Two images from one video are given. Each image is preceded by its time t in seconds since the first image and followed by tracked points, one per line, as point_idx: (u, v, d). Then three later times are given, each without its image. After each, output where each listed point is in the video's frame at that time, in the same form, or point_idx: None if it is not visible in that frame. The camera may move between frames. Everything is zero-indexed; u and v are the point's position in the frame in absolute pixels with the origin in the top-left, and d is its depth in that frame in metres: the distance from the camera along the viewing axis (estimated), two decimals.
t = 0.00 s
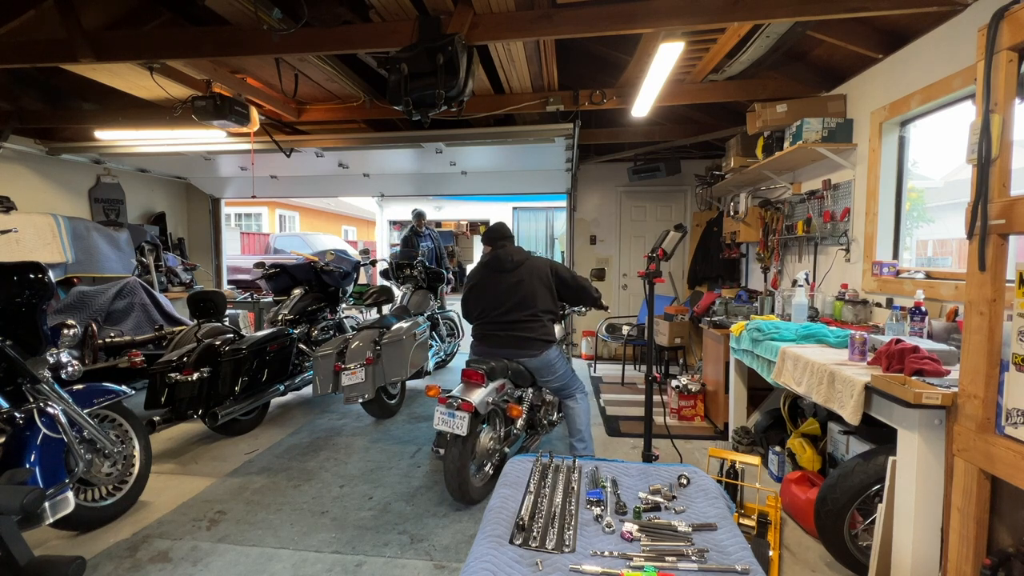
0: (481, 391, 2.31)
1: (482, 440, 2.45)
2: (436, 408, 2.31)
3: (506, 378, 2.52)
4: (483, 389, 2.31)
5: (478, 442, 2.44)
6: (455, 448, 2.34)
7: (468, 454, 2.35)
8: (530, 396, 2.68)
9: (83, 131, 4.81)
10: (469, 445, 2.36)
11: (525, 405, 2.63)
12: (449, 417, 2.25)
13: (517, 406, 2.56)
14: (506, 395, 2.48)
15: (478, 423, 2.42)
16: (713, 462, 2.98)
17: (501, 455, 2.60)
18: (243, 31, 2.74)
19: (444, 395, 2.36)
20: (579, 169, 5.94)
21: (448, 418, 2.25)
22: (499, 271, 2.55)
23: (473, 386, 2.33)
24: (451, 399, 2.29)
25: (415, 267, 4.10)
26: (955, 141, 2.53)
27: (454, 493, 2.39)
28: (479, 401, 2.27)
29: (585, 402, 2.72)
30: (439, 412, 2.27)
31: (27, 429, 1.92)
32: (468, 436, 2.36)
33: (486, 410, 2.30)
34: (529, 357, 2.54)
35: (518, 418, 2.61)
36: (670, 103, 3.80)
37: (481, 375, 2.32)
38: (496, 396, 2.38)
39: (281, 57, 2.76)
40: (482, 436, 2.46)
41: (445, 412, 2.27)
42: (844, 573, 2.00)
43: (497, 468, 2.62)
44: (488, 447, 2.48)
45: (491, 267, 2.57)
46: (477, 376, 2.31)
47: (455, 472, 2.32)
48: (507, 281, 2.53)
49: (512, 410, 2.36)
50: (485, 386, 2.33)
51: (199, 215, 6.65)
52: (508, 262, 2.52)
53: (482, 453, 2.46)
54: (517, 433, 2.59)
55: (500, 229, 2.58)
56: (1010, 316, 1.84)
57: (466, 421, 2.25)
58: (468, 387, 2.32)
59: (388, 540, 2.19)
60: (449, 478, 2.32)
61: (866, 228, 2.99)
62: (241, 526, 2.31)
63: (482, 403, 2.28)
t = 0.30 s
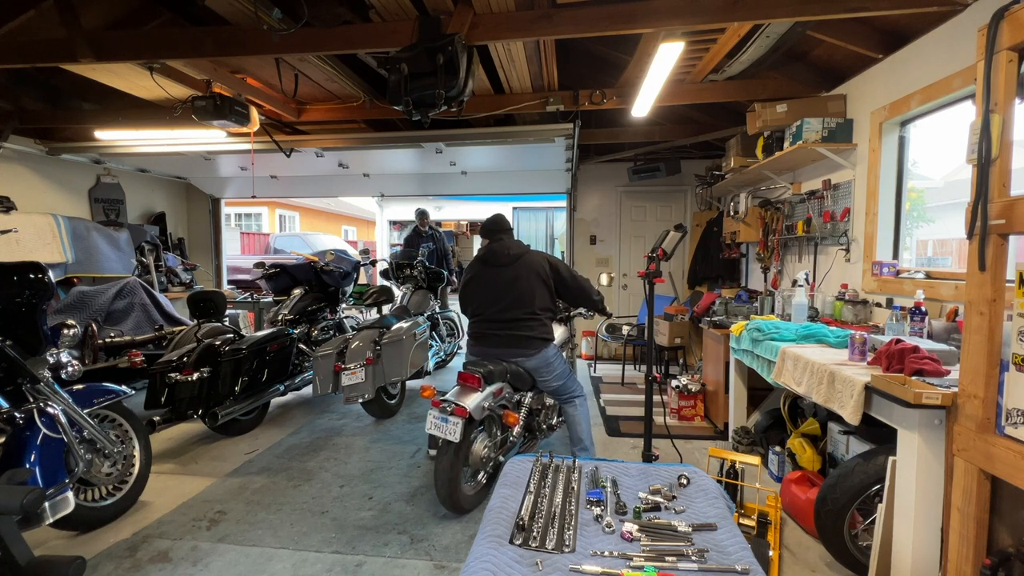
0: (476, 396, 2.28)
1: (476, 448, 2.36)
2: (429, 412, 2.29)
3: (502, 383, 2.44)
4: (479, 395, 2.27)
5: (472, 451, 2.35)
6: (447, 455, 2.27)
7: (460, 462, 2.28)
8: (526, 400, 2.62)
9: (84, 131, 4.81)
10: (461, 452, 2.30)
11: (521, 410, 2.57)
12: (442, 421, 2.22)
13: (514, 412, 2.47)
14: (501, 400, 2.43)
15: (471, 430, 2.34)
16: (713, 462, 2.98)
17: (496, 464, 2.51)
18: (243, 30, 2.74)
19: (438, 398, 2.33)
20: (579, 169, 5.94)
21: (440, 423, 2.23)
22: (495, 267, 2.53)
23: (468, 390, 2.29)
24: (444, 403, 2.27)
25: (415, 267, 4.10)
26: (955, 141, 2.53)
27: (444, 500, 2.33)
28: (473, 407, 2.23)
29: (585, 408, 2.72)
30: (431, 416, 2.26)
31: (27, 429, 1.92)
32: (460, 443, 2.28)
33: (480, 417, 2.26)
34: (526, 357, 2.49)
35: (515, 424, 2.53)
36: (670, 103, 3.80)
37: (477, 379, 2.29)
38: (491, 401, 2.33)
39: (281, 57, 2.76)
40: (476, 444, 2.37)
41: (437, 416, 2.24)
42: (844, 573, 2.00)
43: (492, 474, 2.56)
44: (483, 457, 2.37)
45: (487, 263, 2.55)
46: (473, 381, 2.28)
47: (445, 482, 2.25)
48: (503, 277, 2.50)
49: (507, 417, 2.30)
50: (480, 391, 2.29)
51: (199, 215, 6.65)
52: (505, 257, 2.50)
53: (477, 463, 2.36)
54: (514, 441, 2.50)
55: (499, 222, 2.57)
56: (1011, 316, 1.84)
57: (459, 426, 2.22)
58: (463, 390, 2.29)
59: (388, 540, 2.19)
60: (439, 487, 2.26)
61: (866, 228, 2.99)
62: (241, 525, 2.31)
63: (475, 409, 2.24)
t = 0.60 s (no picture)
0: (454, 400, 2.14)
1: (459, 455, 2.21)
2: (405, 419, 2.16)
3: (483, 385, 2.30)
4: (458, 398, 2.14)
5: (455, 460, 2.19)
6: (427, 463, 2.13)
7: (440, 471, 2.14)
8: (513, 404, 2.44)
9: (83, 131, 4.81)
10: (442, 460, 2.16)
11: (506, 414, 2.40)
12: (418, 428, 2.10)
13: (497, 416, 2.34)
14: (483, 404, 2.27)
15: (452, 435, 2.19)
16: (713, 462, 2.98)
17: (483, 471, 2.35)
18: (243, 30, 2.74)
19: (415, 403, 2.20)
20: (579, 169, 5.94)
21: (417, 429, 2.10)
22: (478, 266, 2.40)
23: (446, 394, 2.16)
24: (420, 409, 2.13)
25: (415, 267, 4.09)
26: (955, 141, 2.53)
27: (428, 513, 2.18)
28: (451, 412, 2.10)
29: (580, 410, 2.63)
30: (407, 423, 2.13)
31: (27, 429, 1.92)
32: (439, 450, 2.14)
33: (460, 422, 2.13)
34: (504, 362, 2.35)
35: (502, 428, 2.38)
36: (670, 103, 3.80)
37: (454, 382, 2.15)
38: (472, 405, 2.20)
39: (281, 57, 2.76)
40: (458, 452, 2.21)
41: (414, 423, 2.11)
42: (844, 573, 2.00)
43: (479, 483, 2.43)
44: (466, 467, 2.21)
45: (471, 262, 2.42)
46: (450, 384, 2.14)
47: (425, 493, 2.12)
48: (485, 277, 2.38)
49: (487, 420, 2.16)
50: (459, 395, 2.16)
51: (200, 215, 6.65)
52: (490, 255, 2.37)
53: (460, 472, 2.21)
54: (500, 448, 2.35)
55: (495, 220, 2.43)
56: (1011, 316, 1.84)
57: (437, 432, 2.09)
58: (441, 396, 2.15)
59: (388, 540, 2.19)
60: (420, 497, 2.13)
61: (866, 228, 2.99)
62: (241, 525, 2.31)
63: (454, 414, 2.11)
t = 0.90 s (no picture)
0: (427, 409, 2.01)
1: (436, 467, 2.07)
2: (373, 431, 2.00)
3: (460, 392, 2.19)
4: (431, 407, 2.02)
5: (431, 472, 2.08)
6: (401, 475, 1.97)
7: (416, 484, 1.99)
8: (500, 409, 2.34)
9: (83, 131, 4.81)
10: (417, 473, 2.00)
11: (488, 422, 2.26)
12: (387, 441, 1.94)
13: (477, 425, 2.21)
14: (461, 412, 2.14)
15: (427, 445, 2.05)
16: (713, 462, 2.98)
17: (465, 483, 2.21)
18: (243, 30, 2.74)
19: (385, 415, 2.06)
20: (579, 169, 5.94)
21: (386, 441, 1.94)
22: (462, 270, 2.37)
23: (418, 404, 2.03)
24: (389, 420, 1.98)
25: (415, 267, 4.06)
26: (955, 141, 2.53)
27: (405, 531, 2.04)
28: (423, 422, 1.96)
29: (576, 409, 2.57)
30: (375, 436, 1.97)
31: (27, 429, 1.92)
32: (413, 461, 1.99)
33: (433, 433, 1.99)
34: (491, 366, 2.28)
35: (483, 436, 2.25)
36: (670, 103, 3.80)
37: (427, 391, 2.04)
38: (447, 414, 2.07)
39: (281, 57, 2.76)
40: (435, 463, 2.10)
41: (382, 435, 1.96)
42: (844, 573, 2.00)
43: (463, 496, 2.28)
44: (444, 479, 2.10)
45: (455, 266, 2.38)
46: (422, 393, 2.02)
47: (400, 510, 1.97)
48: (469, 281, 2.34)
49: (462, 427, 2.04)
50: (433, 403, 2.04)
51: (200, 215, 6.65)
52: (474, 258, 2.33)
53: (437, 484, 2.09)
54: (482, 457, 2.22)
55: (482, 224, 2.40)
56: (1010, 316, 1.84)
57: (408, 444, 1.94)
58: (412, 405, 2.03)
59: (388, 541, 2.19)
60: (393, 510, 1.97)
61: (866, 228, 2.99)
62: (241, 525, 2.31)
63: (426, 424, 1.97)
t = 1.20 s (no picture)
0: (415, 423, 1.91)
1: (424, 480, 1.97)
2: (355, 443, 1.90)
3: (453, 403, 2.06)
4: (419, 421, 1.91)
5: (419, 484, 1.97)
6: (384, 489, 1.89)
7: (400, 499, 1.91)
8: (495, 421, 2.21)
9: (83, 131, 4.81)
10: (403, 485, 1.91)
11: (482, 435, 2.14)
12: (369, 454, 1.83)
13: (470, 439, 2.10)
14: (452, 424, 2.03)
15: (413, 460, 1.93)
16: (713, 462, 2.99)
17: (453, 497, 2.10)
18: (243, 30, 2.74)
19: (369, 425, 1.95)
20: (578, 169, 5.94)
21: (368, 455, 1.84)
22: (460, 272, 2.23)
23: (406, 417, 1.93)
24: (373, 432, 1.87)
25: (415, 267, 4.05)
26: (955, 141, 2.53)
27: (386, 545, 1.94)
28: (408, 435, 1.86)
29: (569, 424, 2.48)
30: (357, 448, 1.87)
31: (27, 429, 1.92)
32: (396, 476, 1.89)
33: (420, 447, 1.88)
34: (488, 376, 2.14)
35: (476, 449, 2.13)
36: (670, 103, 3.81)
37: (416, 403, 1.92)
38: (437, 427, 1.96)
39: (281, 57, 2.76)
40: (423, 475, 1.99)
41: (364, 448, 1.86)
42: (844, 573, 2.00)
43: (450, 511, 2.17)
44: (431, 493, 1.99)
45: (452, 267, 2.24)
46: (411, 405, 1.92)
47: (382, 524, 1.87)
48: (468, 284, 2.20)
49: (450, 444, 1.89)
50: (421, 416, 1.92)
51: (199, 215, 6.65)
52: (474, 260, 2.20)
53: (423, 497, 1.99)
54: (473, 471, 2.11)
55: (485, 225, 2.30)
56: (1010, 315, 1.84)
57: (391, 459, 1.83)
58: (400, 417, 1.92)
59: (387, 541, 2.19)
60: (374, 527, 1.88)
61: (866, 228, 2.99)
62: (241, 525, 2.31)
63: (411, 438, 1.86)
